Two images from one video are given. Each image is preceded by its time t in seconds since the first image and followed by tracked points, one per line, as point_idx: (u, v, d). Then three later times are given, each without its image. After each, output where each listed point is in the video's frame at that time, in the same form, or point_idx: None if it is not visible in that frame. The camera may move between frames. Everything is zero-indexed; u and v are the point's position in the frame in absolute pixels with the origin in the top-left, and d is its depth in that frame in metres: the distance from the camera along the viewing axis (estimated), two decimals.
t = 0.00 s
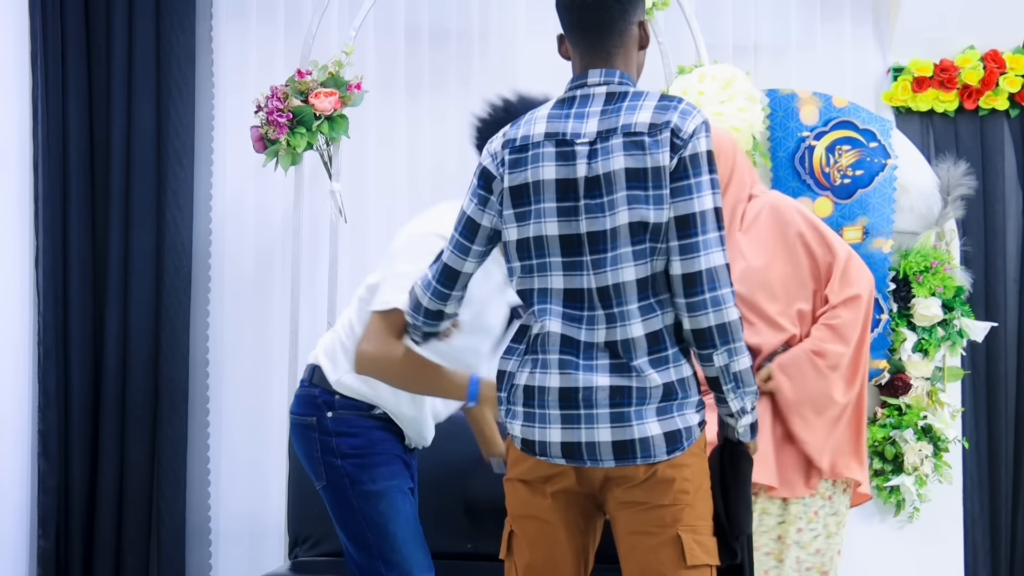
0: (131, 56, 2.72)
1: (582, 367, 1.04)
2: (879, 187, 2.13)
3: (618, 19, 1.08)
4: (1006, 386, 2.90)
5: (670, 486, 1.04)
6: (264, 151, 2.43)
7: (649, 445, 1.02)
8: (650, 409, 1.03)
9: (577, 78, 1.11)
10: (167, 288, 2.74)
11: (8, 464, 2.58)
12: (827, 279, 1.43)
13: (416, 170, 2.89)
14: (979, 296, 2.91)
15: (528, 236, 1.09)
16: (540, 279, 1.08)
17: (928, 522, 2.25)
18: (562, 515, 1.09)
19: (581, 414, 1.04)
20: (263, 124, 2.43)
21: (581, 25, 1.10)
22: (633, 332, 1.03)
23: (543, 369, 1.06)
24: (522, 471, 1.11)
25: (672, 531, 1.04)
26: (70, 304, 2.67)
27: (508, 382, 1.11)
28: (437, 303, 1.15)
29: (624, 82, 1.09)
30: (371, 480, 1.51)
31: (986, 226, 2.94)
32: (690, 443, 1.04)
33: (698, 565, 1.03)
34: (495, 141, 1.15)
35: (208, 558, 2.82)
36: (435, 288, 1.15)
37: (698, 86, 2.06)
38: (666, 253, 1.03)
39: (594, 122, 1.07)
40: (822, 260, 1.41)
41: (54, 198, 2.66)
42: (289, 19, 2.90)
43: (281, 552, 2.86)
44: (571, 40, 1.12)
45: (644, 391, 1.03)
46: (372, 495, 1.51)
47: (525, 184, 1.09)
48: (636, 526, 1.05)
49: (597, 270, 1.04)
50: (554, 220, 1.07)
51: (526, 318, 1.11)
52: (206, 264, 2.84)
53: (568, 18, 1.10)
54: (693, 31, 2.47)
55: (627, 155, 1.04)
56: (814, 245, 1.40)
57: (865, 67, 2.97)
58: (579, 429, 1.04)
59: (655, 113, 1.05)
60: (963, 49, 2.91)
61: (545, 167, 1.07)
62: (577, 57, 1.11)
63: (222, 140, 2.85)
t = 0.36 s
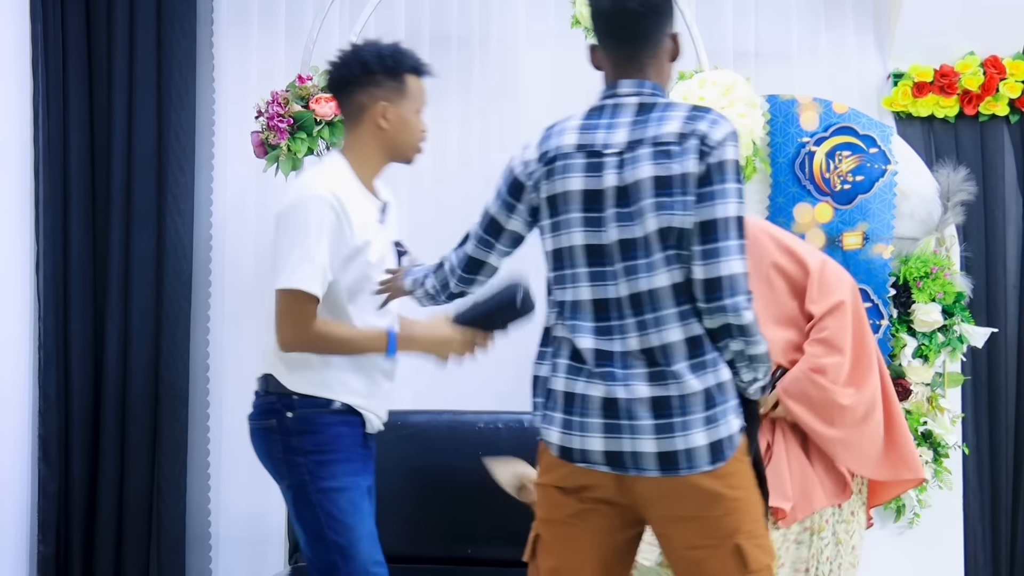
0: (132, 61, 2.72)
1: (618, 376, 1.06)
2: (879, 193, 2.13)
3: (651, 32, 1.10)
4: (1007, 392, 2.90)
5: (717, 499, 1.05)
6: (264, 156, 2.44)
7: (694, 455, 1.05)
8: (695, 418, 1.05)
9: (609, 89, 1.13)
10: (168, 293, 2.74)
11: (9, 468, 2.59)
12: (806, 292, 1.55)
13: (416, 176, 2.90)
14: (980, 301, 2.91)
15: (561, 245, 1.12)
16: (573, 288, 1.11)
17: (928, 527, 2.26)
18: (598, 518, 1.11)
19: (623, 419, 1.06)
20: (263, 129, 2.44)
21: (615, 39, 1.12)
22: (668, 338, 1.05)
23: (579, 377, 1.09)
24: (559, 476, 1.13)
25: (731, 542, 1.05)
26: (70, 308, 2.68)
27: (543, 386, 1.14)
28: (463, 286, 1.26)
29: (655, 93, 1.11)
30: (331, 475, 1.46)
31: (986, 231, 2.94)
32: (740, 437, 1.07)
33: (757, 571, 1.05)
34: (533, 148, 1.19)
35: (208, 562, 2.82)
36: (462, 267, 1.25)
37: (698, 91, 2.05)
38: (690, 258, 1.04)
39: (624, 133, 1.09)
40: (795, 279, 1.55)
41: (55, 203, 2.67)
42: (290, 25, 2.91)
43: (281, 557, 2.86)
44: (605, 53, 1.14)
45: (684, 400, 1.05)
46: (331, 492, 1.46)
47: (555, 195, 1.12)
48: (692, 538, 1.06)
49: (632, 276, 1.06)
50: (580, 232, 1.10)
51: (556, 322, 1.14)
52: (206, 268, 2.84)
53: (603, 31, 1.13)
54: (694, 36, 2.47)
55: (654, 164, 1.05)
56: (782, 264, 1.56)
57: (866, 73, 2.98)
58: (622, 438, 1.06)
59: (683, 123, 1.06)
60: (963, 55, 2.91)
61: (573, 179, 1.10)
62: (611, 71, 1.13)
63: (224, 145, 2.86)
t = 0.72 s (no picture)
0: (132, 64, 2.72)
1: (748, 391, 1.24)
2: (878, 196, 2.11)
3: (800, 45, 1.28)
4: (1006, 395, 2.90)
5: (850, 504, 1.27)
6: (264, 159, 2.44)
7: (826, 464, 1.25)
8: (822, 427, 1.24)
9: (755, 95, 1.30)
10: (168, 295, 2.74)
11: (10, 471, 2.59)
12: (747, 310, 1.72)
13: (416, 179, 2.90)
14: (980, 304, 2.92)
15: (696, 244, 1.28)
16: (704, 291, 1.27)
17: (928, 530, 2.27)
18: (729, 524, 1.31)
19: (752, 431, 1.25)
20: (264, 132, 2.44)
21: (765, 47, 1.29)
22: (801, 353, 1.23)
23: (708, 386, 1.27)
24: (683, 486, 1.33)
25: (853, 548, 1.27)
26: (71, 310, 2.68)
27: (670, 401, 1.34)
28: (647, 309, 1.30)
29: (801, 105, 1.29)
30: (282, 478, 1.59)
31: (986, 234, 2.94)
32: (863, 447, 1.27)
33: (877, 575, 1.27)
34: (669, 150, 1.35)
35: (208, 565, 2.82)
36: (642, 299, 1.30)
37: (698, 95, 2.08)
38: (847, 277, 1.24)
39: (776, 144, 1.27)
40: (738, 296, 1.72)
41: (55, 205, 2.67)
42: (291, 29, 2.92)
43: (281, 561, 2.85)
44: (749, 59, 1.31)
45: (814, 408, 1.24)
46: (281, 494, 1.59)
47: (700, 195, 1.28)
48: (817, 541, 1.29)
49: (779, 289, 1.24)
50: (725, 236, 1.26)
51: (680, 334, 1.32)
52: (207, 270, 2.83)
53: (750, 38, 1.30)
54: (693, 38, 2.47)
55: (813, 177, 1.24)
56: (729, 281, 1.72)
57: (867, 75, 2.98)
58: (753, 451, 1.25)
59: (840, 140, 1.25)
60: (963, 58, 2.92)
61: (725, 184, 1.27)
62: (756, 79, 1.31)
63: (224, 148, 2.87)
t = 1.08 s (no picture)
0: (132, 67, 2.73)
1: (822, 397, 1.27)
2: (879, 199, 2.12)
3: (860, 54, 1.34)
4: (1006, 399, 2.89)
5: (907, 503, 1.25)
6: (265, 162, 2.44)
7: (899, 462, 1.25)
8: (896, 426, 1.26)
9: (819, 104, 1.33)
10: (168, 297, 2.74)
11: (9, 474, 2.59)
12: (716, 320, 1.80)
13: (417, 182, 2.90)
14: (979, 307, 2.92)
15: (771, 257, 1.30)
16: (780, 301, 1.29)
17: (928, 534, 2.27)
18: (794, 526, 1.30)
19: (828, 433, 1.26)
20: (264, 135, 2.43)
21: (826, 55, 1.33)
22: (882, 359, 1.26)
23: (783, 393, 1.28)
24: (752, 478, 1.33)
25: (904, 545, 1.24)
26: (71, 314, 2.68)
27: (740, 407, 1.34)
28: (714, 322, 1.34)
29: (863, 115, 1.32)
30: (202, 482, 1.49)
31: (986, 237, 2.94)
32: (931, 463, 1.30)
33: None
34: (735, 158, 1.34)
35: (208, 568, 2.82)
36: (707, 313, 1.34)
37: (698, 98, 2.08)
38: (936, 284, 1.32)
39: (845, 154, 1.29)
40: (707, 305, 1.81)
41: (55, 208, 2.67)
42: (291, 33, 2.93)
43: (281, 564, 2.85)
44: (808, 69, 1.34)
45: (888, 409, 1.26)
46: (200, 499, 1.49)
47: (772, 208, 1.30)
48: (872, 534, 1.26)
49: (858, 298, 1.27)
50: (799, 247, 1.29)
51: (756, 343, 1.33)
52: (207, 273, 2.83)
53: (810, 47, 1.34)
54: (693, 42, 2.47)
55: (886, 189, 1.28)
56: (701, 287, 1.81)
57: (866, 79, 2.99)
58: (827, 451, 1.26)
59: (910, 150, 1.29)
60: (963, 61, 2.92)
61: (796, 195, 1.29)
62: (817, 89, 1.34)
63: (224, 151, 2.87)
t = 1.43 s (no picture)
0: (132, 68, 2.73)
1: (848, 399, 1.27)
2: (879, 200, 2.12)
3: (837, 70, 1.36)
4: (1006, 400, 2.89)
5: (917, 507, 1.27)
6: (265, 163, 2.43)
7: (911, 469, 1.27)
8: (914, 435, 1.27)
9: (804, 119, 1.35)
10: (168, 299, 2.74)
11: (9, 475, 2.59)
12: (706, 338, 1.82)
13: (417, 183, 2.90)
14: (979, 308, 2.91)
15: (781, 270, 1.31)
16: (793, 312, 1.30)
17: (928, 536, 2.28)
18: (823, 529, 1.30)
19: (851, 437, 1.26)
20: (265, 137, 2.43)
21: (806, 71, 1.34)
22: (901, 355, 1.27)
23: (813, 392, 1.28)
24: (774, 481, 1.33)
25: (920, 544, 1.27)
26: (71, 315, 2.67)
27: (758, 411, 1.34)
28: (708, 349, 1.40)
29: (847, 122, 1.34)
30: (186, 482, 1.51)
31: (985, 239, 2.94)
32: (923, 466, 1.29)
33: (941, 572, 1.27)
34: (732, 180, 1.36)
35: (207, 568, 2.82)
36: (704, 339, 1.39)
37: (698, 100, 2.08)
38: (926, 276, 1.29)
39: (838, 161, 1.31)
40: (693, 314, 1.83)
41: (56, 209, 2.67)
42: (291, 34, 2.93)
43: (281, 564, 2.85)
44: (790, 86, 1.35)
45: (907, 414, 1.27)
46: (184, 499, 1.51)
47: (776, 222, 1.31)
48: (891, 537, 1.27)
49: (865, 298, 1.27)
50: (806, 256, 1.30)
51: (769, 350, 1.33)
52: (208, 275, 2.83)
53: (790, 64, 1.34)
54: (694, 43, 2.47)
55: (883, 191, 1.29)
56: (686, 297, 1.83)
57: (866, 80, 2.99)
58: (850, 456, 1.26)
59: (899, 151, 1.30)
60: (963, 62, 2.92)
61: (797, 207, 1.30)
62: (799, 104, 1.35)
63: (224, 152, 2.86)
